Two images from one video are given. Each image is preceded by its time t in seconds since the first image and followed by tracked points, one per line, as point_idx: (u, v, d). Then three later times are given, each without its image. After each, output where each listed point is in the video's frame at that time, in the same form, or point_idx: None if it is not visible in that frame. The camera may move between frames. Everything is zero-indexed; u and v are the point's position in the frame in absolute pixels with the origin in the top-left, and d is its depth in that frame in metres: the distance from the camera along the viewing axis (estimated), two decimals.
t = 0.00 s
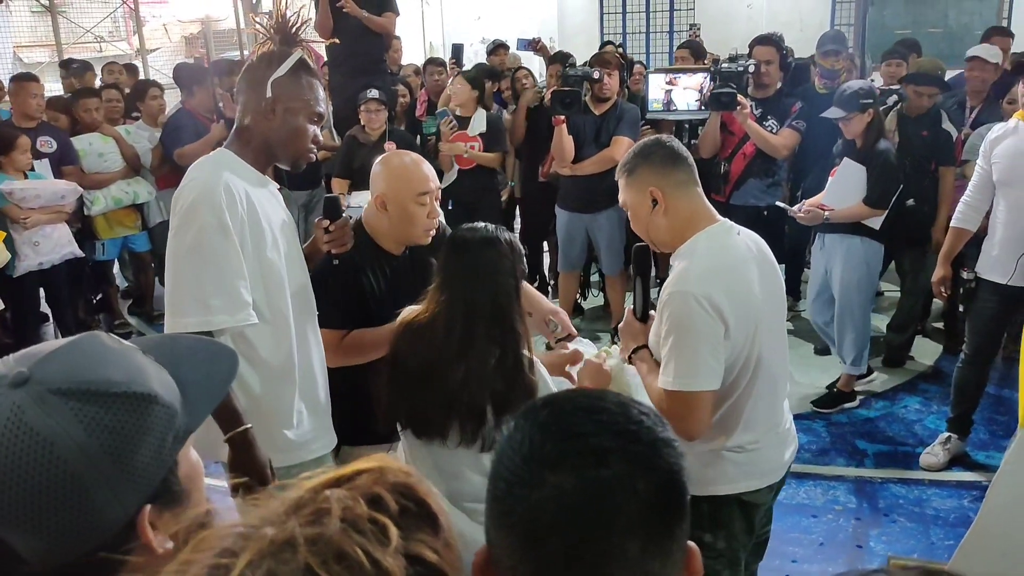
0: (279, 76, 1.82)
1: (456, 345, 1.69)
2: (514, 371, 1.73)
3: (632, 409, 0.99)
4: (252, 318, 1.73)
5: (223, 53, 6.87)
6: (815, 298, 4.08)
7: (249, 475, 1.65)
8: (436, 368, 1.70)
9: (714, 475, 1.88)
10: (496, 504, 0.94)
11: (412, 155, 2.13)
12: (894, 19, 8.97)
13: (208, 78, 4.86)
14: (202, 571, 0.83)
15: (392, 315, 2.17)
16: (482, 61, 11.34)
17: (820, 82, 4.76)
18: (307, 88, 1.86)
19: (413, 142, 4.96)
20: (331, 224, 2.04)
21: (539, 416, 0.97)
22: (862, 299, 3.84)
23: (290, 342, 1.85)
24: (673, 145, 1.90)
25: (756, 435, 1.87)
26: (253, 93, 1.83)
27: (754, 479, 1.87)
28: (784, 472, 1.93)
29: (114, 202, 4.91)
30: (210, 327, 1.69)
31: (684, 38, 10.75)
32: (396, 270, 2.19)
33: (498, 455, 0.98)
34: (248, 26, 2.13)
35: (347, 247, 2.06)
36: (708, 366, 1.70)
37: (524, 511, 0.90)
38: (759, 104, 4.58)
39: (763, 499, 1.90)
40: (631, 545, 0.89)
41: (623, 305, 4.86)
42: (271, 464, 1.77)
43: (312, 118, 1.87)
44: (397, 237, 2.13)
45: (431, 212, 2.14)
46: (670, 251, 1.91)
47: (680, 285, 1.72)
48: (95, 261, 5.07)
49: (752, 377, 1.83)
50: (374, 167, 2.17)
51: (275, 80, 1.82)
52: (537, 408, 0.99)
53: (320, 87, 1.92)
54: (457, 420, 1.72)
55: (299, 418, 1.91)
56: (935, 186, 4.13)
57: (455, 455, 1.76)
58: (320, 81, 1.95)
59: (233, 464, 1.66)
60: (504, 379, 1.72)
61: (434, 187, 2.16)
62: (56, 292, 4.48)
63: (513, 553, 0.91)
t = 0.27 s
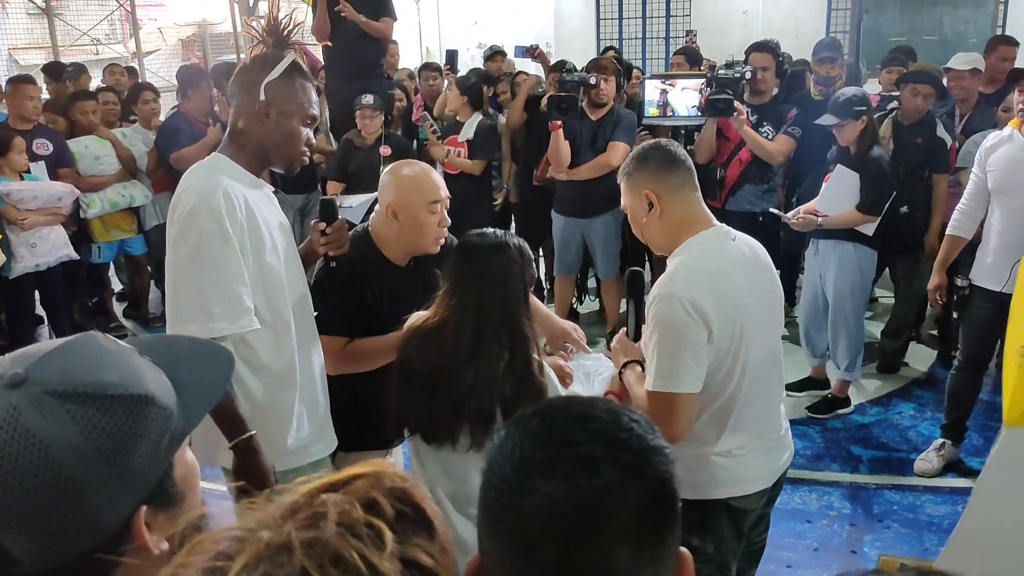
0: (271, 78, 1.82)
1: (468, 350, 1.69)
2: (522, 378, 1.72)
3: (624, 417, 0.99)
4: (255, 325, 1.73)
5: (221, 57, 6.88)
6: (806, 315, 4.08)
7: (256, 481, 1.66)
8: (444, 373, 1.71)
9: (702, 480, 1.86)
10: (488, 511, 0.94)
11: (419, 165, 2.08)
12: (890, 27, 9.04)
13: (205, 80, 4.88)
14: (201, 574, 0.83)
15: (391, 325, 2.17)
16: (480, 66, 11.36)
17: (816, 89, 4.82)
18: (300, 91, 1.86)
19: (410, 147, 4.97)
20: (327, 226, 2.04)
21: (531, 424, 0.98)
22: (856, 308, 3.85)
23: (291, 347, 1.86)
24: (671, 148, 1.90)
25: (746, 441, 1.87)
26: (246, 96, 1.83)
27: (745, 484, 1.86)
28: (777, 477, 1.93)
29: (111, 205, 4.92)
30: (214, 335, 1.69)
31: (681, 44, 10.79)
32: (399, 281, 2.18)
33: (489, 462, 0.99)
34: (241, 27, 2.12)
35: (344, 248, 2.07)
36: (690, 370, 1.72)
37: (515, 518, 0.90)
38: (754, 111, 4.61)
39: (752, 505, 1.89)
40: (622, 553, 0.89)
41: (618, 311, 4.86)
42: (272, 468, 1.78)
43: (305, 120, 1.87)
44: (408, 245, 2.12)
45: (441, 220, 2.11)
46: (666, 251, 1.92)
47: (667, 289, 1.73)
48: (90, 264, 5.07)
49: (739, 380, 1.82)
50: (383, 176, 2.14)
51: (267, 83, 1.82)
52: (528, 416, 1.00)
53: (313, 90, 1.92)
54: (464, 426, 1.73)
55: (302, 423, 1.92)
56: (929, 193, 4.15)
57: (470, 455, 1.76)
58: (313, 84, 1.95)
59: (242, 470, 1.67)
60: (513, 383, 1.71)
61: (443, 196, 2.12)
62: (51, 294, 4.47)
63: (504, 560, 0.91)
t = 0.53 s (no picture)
0: (260, 80, 1.82)
1: (471, 351, 1.69)
2: (528, 378, 1.72)
3: (623, 417, 1.00)
4: (256, 329, 1.72)
5: (217, 60, 6.89)
6: (799, 324, 4.08)
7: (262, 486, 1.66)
8: (444, 377, 1.71)
9: (692, 482, 1.84)
10: (487, 512, 0.94)
11: (419, 171, 2.11)
12: (885, 34, 9.15)
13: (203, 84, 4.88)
14: None
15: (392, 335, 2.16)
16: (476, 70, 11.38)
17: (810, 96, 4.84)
18: (290, 92, 1.86)
19: (406, 150, 4.97)
20: (321, 225, 2.04)
21: (530, 424, 0.98)
22: (847, 310, 3.86)
23: (290, 348, 1.86)
24: (667, 153, 1.91)
25: (739, 445, 1.85)
26: (235, 99, 1.83)
27: (736, 489, 1.84)
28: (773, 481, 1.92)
29: (106, 207, 4.92)
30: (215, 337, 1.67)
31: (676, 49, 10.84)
32: (401, 286, 2.19)
33: (488, 462, 0.99)
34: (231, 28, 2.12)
35: (339, 245, 2.06)
36: (678, 369, 1.71)
37: (513, 518, 0.90)
38: (751, 116, 4.60)
39: (745, 510, 1.88)
40: (620, 553, 0.89)
41: (613, 315, 4.87)
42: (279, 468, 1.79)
43: (295, 121, 1.87)
44: (412, 251, 2.13)
45: (445, 224, 2.13)
46: (663, 256, 1.93)
47: (659, 291, 1.73)
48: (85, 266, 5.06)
49: (732, 383, 1.81)
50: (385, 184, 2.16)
51: (256, 85, 1.82)
52: (527, 417, 1.00)
53: (302, 91, 1.92)
54: (471, 427, 1.73)
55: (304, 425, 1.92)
56: (923, 199, 4.16)
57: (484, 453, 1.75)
58: (302, 85, 1.95)
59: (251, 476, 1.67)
60: (518, 384, 1.71)
61: (446, 200, 2.14)
62: (45, 295, 4.46)
63: (503, 561, 0.91)
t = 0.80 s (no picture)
0: (255, 83, 1.82)
1: (470, 354, 1.69)
2: (528, 379, 1.73)
3: (620, 421, 1.00)
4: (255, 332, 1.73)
5: (213, 62, 6.89)
6: (794, 328, 4.09)
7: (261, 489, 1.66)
8: (441, 380, 1.70)
9: (684, 485, 1.85)
10: (483, 515, 0.94)
11: (409, 174, 2.10)
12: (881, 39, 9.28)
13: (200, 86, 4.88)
14: None
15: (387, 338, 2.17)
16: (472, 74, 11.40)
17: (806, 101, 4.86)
18: (285, 94, 1.86)
19: (402, 154, 4.97)
20: (316, 228, 2.03)
21: (528, 426, 0.98)
22: (841, 312, 3.87)
23: (289, 352, 1.86)
24: (662, 158, 1.91)
25: (733, 449, 1.84)
26: (230, 103, 1.82)
27: (728, 493, 1.84)
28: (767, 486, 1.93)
29: (102, 209, 4.91)
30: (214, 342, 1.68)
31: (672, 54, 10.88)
32: (400, 290, 2.18)
33: (485, 463, 0.99)
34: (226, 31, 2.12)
35: (334, 247, 2.06)
36: (663, 374, 1.72)
37: (509, 522, 0.90)
38: (746, 121, 4.62)
39: (739, 515, 1.88)
40: (616, 556, 0.89)
41: (609, 319, 4.87)
42: (280, 472, 1.79)
43: (290, 124, 1.87)
44: (407, 255, 2.13)
45: (438, 226, 2.13)
46: (658, 261, 1.93)
47: (653, 293, 1.73)
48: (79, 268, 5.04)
49: (725, 387, 1.80)
50: (378, 188, 2.15)
51: (251, 88, 1.82)
52: (526, 419, 1.00)
53: (296, 93, 1.92)
54: (471, 430, 1.72)
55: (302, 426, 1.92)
56: (918, 205, 4.17)
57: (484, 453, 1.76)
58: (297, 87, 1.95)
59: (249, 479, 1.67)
60: (519, 386, 1.72)
61: (438, 202, 2.14)
62: (40, 297, 4.45)
63: (500, 564, 0.91)
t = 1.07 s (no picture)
0: (253, 86, 1.82)
1: (464, 356, 1.69)
2: (521, 378, 1.73)
3: (613, 423, 1.00)
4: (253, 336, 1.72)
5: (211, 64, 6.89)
6: (789, 331, 4.08)
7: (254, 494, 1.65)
8: (436, 383, 1.70)
9: (678, 489, 1.84)
10: (476, 518, 0.94)
11: (429, 177, 2.08)
12: (877, 45, 9.34)
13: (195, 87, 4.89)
14: None
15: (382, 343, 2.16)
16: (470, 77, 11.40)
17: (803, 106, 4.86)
18: (282, 96, 1.86)
19: (399, 156, 4.96)
20: (313, 231, 2.04)
21: (522, 429, 0.98)
22: (837, 316, 3.87)
23: (285, 354, 1.87)
24: (658, 163, 1.91)
25: (727, 454, 1.84)
26: (226, 105, 1.82)
27: (723, 497, 1.84)
28: (762, 489, 1.92)
29: (97, 210, 4.91)
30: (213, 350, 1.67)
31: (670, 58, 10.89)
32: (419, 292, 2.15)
33: (479, 466, 0.98)
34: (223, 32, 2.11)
35: (330, 251, 2.07)
36: (657, 379, 1.72)
37: (501, 526, 0.90)
38: (744, 126, 4.63)
39: (732, 519, 1.87)
40: (610, 558, 0.89)
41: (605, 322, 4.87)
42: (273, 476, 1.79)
43: (287, 126, 1.87)
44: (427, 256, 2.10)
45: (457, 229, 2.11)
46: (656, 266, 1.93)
47: (647, 298, 1.73)
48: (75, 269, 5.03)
49: (721, 391, 1.80)
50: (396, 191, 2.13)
51: (249, 91, 1.81)
52: (520, 422, 1.00)
53: (294, 96, 1.92)
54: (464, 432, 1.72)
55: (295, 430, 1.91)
56: (914, 210, 4.18)
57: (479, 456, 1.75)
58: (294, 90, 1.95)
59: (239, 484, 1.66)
60: (513, 386, 1.72)
61: (457, 205, 2.11)
62: (36, 298, 4.43)
63: (493, 567, 0.91)
